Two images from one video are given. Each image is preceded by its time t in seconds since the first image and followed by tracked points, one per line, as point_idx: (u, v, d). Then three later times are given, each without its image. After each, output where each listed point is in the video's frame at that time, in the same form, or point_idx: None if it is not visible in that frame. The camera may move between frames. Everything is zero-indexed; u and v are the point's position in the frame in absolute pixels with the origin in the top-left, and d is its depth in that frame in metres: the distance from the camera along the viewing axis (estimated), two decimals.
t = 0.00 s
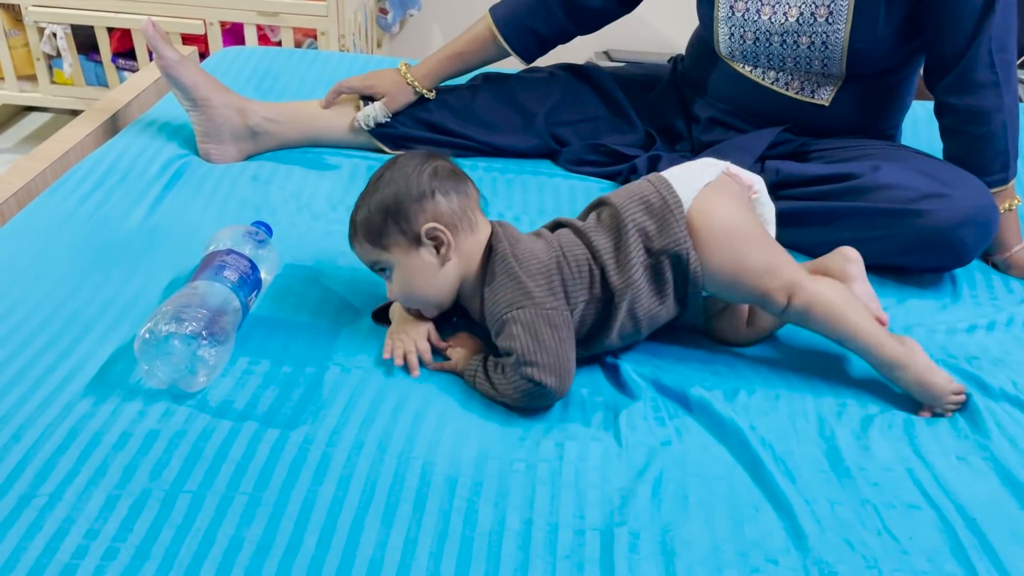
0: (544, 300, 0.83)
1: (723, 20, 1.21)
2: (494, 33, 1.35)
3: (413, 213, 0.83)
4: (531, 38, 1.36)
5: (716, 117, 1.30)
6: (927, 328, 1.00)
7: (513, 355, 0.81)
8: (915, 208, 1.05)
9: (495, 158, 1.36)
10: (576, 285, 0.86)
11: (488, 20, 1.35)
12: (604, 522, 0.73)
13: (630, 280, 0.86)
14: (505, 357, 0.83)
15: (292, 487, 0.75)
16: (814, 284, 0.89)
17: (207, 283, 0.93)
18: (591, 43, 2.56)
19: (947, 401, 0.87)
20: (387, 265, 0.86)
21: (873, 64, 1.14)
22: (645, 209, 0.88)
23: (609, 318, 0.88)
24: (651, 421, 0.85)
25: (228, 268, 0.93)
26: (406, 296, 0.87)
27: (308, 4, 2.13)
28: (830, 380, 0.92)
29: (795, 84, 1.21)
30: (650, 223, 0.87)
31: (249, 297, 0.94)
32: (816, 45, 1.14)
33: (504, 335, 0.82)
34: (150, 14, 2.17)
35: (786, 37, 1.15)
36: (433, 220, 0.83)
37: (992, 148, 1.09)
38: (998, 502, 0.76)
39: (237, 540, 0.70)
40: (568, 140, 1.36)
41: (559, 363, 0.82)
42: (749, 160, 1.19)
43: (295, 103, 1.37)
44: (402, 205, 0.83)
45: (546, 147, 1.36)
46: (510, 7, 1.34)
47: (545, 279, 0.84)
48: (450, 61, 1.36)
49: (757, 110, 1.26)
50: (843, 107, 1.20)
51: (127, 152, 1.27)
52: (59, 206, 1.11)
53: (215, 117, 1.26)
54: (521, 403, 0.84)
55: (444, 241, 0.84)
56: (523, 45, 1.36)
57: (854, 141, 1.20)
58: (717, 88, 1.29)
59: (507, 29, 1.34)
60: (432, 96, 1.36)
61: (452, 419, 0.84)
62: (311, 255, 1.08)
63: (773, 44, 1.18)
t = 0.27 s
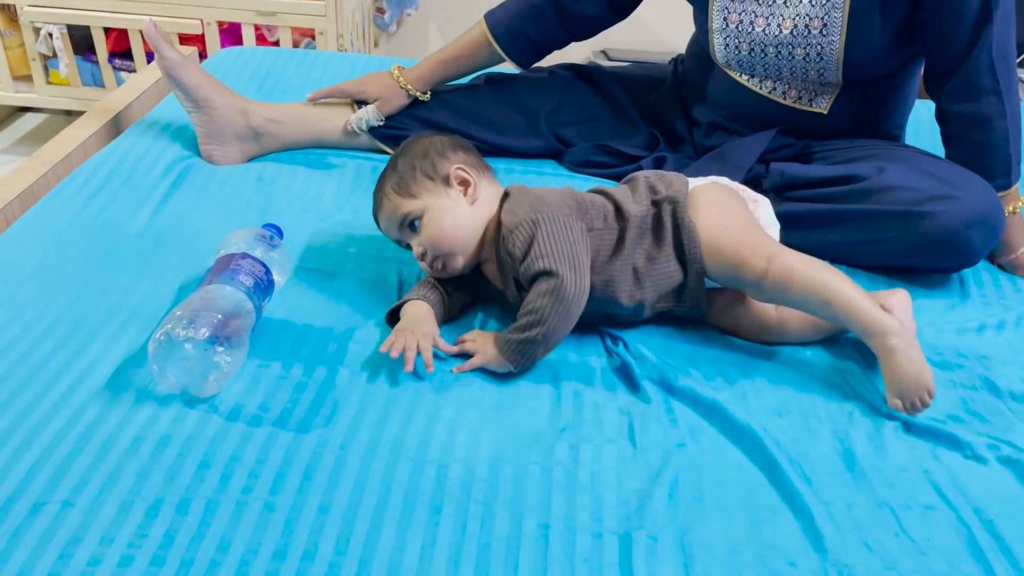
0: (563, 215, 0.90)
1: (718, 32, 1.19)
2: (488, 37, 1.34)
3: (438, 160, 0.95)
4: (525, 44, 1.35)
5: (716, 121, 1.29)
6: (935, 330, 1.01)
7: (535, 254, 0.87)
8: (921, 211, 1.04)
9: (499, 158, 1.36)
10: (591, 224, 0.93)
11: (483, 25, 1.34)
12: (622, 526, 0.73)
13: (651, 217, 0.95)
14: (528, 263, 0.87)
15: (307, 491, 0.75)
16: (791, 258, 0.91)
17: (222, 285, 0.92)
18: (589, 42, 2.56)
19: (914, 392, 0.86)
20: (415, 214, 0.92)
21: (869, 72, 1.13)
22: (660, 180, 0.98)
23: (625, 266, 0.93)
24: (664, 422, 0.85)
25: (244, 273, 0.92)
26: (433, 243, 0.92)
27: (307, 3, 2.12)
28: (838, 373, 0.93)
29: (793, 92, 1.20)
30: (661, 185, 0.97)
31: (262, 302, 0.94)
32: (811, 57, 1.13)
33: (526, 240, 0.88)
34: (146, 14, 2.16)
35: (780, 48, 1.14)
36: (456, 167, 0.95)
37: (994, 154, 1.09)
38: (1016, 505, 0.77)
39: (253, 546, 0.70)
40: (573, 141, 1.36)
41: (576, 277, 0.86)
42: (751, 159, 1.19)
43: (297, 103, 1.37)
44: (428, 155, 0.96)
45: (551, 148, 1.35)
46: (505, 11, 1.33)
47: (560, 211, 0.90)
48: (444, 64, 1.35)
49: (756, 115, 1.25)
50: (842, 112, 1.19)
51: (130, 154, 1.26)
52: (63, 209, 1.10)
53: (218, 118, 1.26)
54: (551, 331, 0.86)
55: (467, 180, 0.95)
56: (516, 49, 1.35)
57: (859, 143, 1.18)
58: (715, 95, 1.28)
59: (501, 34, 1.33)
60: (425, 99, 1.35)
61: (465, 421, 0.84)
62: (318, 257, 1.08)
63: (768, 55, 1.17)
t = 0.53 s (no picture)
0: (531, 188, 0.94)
1: (718, 41, 1.18)
2: (487, 44, 1.34)
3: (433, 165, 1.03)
4: (524, 51, 1.35)
5: (718, 128, 1.28)
6: (941, 336, 1.01)
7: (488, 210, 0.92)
8: (926, 217, 1.04)
9: (502, 161, 1.35)
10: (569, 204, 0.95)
11: (483, 31, 1.34)
12: (631, 533, 0.73)
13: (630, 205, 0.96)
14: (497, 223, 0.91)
15: (315, 499, 0.75)
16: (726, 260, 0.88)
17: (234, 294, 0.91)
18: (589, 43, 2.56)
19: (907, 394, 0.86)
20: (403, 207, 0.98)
21: (871, 81, 1.12)
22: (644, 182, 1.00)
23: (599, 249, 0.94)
24: (672, 428, 0.85)
25: (252, 280, 0.92)
26: (421, 230, 0.96)
27: (307, 5, 2.12)
28: (838, 377, 0.90)
29: (794, 102, 1.19)
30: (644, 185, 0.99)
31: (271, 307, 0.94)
32: (812, 66, 1.12)
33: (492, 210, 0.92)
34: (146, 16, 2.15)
35: (781, 58, 1.13)
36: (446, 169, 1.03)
37: (998, 161, 1.09)
38: None
39: (262, 554, 0.70)
40: (576, 144, 1.36)
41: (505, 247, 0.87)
42: (754, 162, 1.18)
43: (300, 107, 1.36)
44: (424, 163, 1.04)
45: (555, 152, 1.35)
46: (503, 18, 1.33)
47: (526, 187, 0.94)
48: (443, 69, 1.35)
49: (756, 125, 1.24)
50: (843, 121, 1.19)
51: (133, 158, 1.26)
52: (66, 214, 1.10)
53: (221, 121, 1.25)
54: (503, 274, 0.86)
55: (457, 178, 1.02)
56: (514, 55, 1.35)
57: (863, 148, 1.18)
58: (716, 104, 1.27)
59: (500, 41, 1.33)
60: (424, 103, 1.36)
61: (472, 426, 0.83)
62: (323, 262, 1.08)
63: (768, 65, 1.15)
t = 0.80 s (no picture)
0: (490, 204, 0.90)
1: (721, 50, 1.18)
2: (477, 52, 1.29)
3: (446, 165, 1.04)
4: (515, 58, 1.30)
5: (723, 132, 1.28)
6: (945, 338, 1.01)
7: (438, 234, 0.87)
8: (925, 215, 1.04)
9: (503, 163, 1.36)
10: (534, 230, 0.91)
11: (471, 39, 1.28)
12: (635, 537, 0.73)
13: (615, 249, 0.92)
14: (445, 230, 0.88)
15: (319, 502, 0.75)
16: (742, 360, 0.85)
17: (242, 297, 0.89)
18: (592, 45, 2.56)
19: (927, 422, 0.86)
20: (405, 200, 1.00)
21: (874, 85, 1.11)
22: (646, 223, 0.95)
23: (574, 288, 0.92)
24: (677, 431, 0.85)
25: (258, 283, 0.91)
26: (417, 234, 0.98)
27: (310, 7, 2.12)
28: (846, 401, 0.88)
29: (799, 107, 1.18)
30: (645, 233, 0.93)
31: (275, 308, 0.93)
32: (816, 73, 1.12)
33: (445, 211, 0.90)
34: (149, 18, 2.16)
35: (784, 65, 1.13)
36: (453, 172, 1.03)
37: (1002, 164, 1.09)
38: None
39: (265, 558, 0.70)
40: (579, 147, 1.37)
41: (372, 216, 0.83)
42: (757, 164, 1.19)
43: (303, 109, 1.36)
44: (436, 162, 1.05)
45: (558, 154, 1.37)
46: (493, 25, 1.28)
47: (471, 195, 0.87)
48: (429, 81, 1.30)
49: (760, 129, 1.24)
50: (847, 125, 1.18)
51: (136, 160, 1.26)
52: (70, 216, 1.10)
53: (225, 125, 1.25)
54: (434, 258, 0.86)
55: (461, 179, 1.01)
56: (505, 63, 1.30)
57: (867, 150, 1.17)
58: (720, 108, 1.27)
59: (489, 49, 1.28)
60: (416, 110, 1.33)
61: (474, 428, 0.83)
62: (326, 265, 1.07)
63: (772, 72, 1.15)
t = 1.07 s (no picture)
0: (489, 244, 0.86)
1: (706, 78, 1.16)
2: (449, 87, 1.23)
3: (472, 166, 0.97)
4: (487, 90, 1.24)
5: (712, 140, 1.27)
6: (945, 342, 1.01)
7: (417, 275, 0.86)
8: (912, 227, 1.04)
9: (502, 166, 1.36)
10: (535, 273, 0.88)
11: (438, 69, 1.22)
12: (630, 540, 0.73)
13: (614, 312, 0.88)
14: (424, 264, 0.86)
15: (315, 503, 0.75)
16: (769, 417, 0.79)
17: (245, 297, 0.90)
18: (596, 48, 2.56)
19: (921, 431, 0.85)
20: (425, 198, 0.95)
21: (862, 97, 1.11)
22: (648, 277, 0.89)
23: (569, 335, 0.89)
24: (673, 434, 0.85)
25: (262, 286, 0.92)
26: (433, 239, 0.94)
27: (315, 10, 2.13)
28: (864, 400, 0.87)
29: (786, 120, 1.17)
30: (647, 295, 0.88)
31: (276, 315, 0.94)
32: (804, 95, 1.11)
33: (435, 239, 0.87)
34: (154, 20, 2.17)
35: (772, 90, 1.12)
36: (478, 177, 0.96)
37: (998, 170, 1.09)
38: None
39: (261, 558, 0.70)
40: (579, 151, 1.38)
41: (373, 223, 0.85)
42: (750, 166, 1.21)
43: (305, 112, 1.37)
44: (463, 158, 0.98)
45: (558, 158, 1.37)
46: (463, 54, 1.22)
47: (474, 245, 0.86)
48: (393, 115, 1.22)
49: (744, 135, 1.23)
50: (833, 132, 1.18)
51: (138, 162, 1.26)
52: (72, 217, 1.11)
53: (227, 133, 1.26)
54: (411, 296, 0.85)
55: (484, 191, 0.95)
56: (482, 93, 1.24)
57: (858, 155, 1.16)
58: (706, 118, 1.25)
59: (462, 80, 1.22)
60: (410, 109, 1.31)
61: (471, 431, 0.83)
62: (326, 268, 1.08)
63: (758, 95, 1.14)
